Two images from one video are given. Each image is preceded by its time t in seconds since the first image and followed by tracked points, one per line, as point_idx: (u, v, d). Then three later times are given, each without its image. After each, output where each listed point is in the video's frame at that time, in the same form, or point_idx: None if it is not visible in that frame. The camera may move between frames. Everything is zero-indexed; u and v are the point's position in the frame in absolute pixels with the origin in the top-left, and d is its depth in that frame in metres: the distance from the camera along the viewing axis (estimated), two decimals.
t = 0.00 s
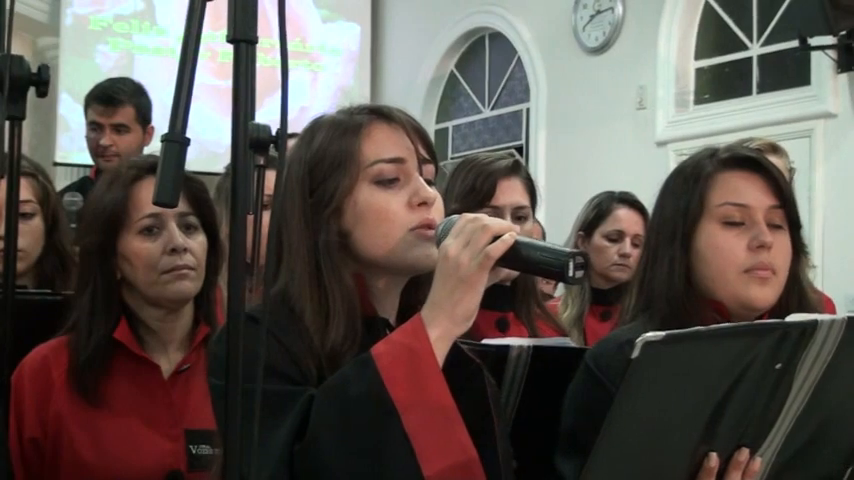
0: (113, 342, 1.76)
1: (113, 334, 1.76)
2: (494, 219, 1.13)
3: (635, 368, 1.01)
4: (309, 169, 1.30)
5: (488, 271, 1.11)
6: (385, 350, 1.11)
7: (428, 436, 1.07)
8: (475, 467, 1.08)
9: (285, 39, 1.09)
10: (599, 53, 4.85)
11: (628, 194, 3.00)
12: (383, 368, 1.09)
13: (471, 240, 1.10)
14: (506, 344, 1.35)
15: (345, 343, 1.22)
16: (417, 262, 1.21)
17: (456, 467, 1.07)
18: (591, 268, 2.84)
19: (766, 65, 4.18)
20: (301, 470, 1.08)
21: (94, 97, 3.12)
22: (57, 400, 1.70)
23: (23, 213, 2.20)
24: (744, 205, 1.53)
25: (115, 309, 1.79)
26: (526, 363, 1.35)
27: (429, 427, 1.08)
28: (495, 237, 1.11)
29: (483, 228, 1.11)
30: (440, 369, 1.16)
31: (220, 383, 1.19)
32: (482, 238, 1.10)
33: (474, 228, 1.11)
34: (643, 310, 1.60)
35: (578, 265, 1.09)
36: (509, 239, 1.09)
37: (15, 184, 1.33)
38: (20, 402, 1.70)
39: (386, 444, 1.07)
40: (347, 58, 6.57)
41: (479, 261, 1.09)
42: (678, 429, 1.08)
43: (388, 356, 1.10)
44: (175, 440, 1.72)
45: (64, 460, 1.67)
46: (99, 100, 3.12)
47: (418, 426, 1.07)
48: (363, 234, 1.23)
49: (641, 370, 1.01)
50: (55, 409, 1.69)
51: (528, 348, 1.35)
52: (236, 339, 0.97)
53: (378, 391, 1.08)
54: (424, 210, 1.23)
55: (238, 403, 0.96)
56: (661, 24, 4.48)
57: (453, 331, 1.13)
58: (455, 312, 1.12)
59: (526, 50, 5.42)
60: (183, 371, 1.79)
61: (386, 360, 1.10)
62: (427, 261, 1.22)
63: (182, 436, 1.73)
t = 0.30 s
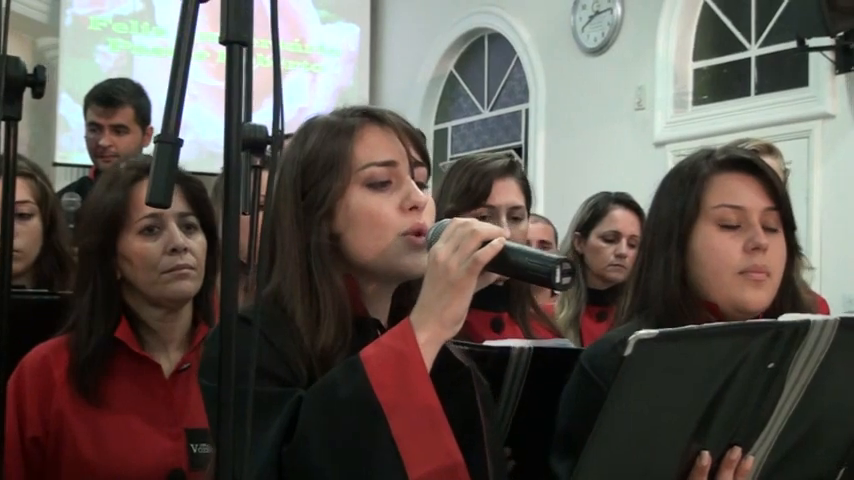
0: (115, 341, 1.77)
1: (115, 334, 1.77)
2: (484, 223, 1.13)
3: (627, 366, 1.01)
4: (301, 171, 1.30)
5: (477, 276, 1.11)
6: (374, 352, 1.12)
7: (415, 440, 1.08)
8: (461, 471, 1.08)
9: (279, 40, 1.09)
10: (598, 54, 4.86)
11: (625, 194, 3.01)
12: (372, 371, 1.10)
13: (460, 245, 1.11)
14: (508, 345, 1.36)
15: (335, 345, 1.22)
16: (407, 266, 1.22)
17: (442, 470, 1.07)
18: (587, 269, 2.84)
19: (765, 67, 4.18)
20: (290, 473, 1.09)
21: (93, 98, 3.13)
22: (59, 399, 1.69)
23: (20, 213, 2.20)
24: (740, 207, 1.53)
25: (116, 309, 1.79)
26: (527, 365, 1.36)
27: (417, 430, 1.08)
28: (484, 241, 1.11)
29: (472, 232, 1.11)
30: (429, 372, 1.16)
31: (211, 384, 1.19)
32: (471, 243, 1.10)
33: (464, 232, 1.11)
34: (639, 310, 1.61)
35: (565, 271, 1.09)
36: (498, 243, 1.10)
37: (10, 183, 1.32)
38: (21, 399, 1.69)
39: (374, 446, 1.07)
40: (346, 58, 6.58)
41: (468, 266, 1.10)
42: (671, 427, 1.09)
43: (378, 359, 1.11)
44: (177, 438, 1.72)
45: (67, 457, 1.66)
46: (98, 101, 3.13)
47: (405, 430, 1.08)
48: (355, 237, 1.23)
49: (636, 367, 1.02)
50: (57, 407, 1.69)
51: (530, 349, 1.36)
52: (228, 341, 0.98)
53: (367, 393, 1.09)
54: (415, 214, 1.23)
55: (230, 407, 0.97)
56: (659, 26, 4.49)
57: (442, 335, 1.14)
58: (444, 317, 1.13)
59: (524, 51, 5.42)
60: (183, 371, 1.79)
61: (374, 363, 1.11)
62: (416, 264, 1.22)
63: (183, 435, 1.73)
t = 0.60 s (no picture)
0: (115, 341, 1.77)
1: (115, 333, 1.77)
2: (474, 222, 1.14)
3: (617, 365, 1.02)
4: (294, 171, 1.29)
5: (469, 272, 1.12)
6: (368, 350, 1.12)
7: (411, 437, 1.08)
8: (458, 467, 1.09)
9: (275, 40, 1.09)
10: (597, 55, 4.87)
11: (622, 194, 3.01)
12: (367, 370, 1.10)
13: (453, 242, 1.11)
14: (506, 354, 1.38)
15: (331, 344, 1.22)
16: (401, 267, 1.23)
17: (439, 465, 1.08)
18: (584, 269, 2.85)
19: (764, 66, 4.18)
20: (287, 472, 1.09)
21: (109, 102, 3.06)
22: (59, 398, 1.69)
23: (19, 214, 2.21)
24: (736, 206, 1.54)
25: (116, 309, 1.80)
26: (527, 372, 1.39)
27: (414, 426, 1.09)
28: (476, 238, 1.12)
29: (463, 230, 1.12)
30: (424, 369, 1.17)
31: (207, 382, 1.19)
32: (464, 240, 1.11)
33: (456, 230, 1.12)
34: (636, 310, 1.61)
35: (558, 265, 1.09)
36: (491, 240, 1.10)
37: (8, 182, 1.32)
38: (21, 398, 1.70)
39: (371, 442, 1.08)
40: (346, 59, 6.58)
41: (461, 262, 1.10)
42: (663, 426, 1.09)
43: (372, 356, 1.11)
44: (175, 437, 1.73)
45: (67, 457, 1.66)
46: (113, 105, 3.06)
47: (401, 427, 1.08)
48: (350, 237, 1.23)
49: (625, 366, 1.02)
50: (57, 406, 1.69)
51: (529, 356, 1.39)
52: (225, 342, 0.98)
53: (363, 390, 1.09)
54: (409, 214, 1.24)
55: (226, 408, 0.97)
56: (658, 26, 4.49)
57: (435, 332, 1.14)
58: (437, 315, 1.13)
59: (524, 51, 5.43)
60: (183, 370, 1.79)
61: (368, 361, 1.11)
62: (409, 265, 1.23)
63: (182, 434, 1.73)
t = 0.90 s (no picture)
0: (115, 340, 1.78)
1: (114, 333, 1.77)
2: (474, 221, 1.14)
3: (616, 364, 1.03)
4: (291, 172, 1.29)
5: (469, 272, 1.12)
6: (367, 349, 1.12)
7: (410, 435, 1.08)
8: (457, 466, 1.09)
9: (275, 40, 1.10)
10: (597, 55, 4.87)
11: (621, 194, 3.02)
12: (365, 369, 1.10)
13: (452, 241, 1.12)
14: (513, 353, 1.40)
15: (328, 344, 1.21)
16: (398, 267, 1.23)
17: (439, 464, 1.08)
18: (582, 270, 2.85)
19: (764, 67, 4.19)
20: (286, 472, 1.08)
21: (133, 109, 2.84)
22: (58, 399, 1.70)
23: (19, 214, 2.21)
24: (735, 206, 1.54)
25: (116, 309, 1.80)
26: (533, 372, 1.41)
27: (414, 426, 1.08)
28: (475, 238, 1.12)
29: (463, 229, 1.12)
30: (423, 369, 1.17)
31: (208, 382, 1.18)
32: (463, 240, 1.12)
33: (455, 230, 1.13)
34: (634, 311, 1.61)
35: (557, 265, 1.10)
36: (490, 240, 1.11)
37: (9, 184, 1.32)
38: (20, 396, 1.70)
39: (370, 440, 1.07)
40: (346, 59, 6.59)
41: (461, 262, 1.10)
42: (661, 426, 1.09)
43: (372, 355, 1.11)
44: (174, 437, 1.73)
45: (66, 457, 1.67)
46: (138, 112, 2.84)
47: (400, 426, 1.08)
48: (347, 237, 1.23)
49: (624, 366, 1.04)
50: (57, 406, 1.69)
51: (535, 356, 1.41)
52: (226, 341, 0.99)
53: (362, 389, 1.09)
54: (406, 214, 1.23)
55: (228, 409, 0.98)
56: (658, 26, 4.50)
57: (434, 332, 1.14)
58: (435, 313, 1.13)
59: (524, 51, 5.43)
60: (182, 370, 1.80)
61: (367, 359, 1.11)
62: (407, 265, 1.23)
63: (181, 433, 1.73)
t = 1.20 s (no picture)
0: (116, 341, 1.78)
1: (116, 333, 1.77)
2: (477, 222, 1.14)
3: (622, 368, 1.01)
4: (293, 172, 1.27)
5: (471, 273, 1.12)
6: (369, 351, 1.11)
7: (412, 438, 1.07)
8: (460, 467, 1.08)
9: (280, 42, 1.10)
10: (600, 55, 4.87)
11: (624, 195, 3.01)
12: (368, 371, 1.10)
13: (454, 242, 1.12)
14: (516, 351, 1.41)
15: (330, 346, 1.20)
16: (400, 266, 1.21)
17: (442, 466, 1.08)
18: (586, 270, 2.85)
19: (767, 67, 4.18)
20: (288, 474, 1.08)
21: (141, 110, 2.84)
22: (60, 398, 1.70)
23: (22, 213, 2.21)
24: (739, 207, 1.54)
25: (119, 310, 1.80)
26: (538, 370, 1.42)
27: (416, 427, 1.08)
28: (477, 239, 1.12)
29: (465, 230, 1.12)
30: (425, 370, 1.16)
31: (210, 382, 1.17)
32: (465, 240, 1.11)
33: (457, 230, 1.13)
34: (637, 312, 1.60)
35: (559, 265, 1.10)
36: (492, 240, 1.11)
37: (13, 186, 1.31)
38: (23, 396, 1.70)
39: (374, 441, 1.07)
40: (348, 59, 6.59)
41: (462, 262, 1.10)
42: (668, 428, 1.09)
43: (373, 357, 1.11)
44: (175, 437, 1.72)
45: (67, 457, 1.67)
46: (147, 114, 2.84)
47: (403, 426, 1.08)
48: (349, 237, 1.22)
49: (629, 369, 1.02)
50: (58, 406, 1.70)
51: (538, 353, 1.41)
52: (231, 341, 0.98)
53: (364, 391, 1.08)
54: (407, 214, 1.22)
55: (233, 411, 0.97)
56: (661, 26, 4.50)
57: (437, 333, 1.14)
58: (438, 315, 1.14)
59: (526, 51, 5.43)
60: (185, 369, 1.79)
61: (369, 360, 1.11)
62: (409, 264, 1.21)
63: (182, 433, 1.73)
